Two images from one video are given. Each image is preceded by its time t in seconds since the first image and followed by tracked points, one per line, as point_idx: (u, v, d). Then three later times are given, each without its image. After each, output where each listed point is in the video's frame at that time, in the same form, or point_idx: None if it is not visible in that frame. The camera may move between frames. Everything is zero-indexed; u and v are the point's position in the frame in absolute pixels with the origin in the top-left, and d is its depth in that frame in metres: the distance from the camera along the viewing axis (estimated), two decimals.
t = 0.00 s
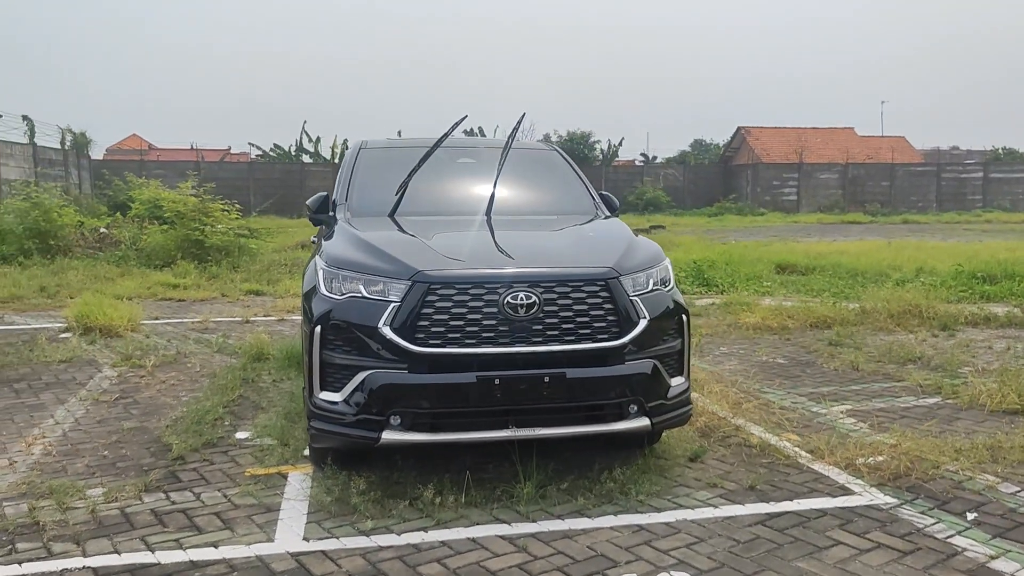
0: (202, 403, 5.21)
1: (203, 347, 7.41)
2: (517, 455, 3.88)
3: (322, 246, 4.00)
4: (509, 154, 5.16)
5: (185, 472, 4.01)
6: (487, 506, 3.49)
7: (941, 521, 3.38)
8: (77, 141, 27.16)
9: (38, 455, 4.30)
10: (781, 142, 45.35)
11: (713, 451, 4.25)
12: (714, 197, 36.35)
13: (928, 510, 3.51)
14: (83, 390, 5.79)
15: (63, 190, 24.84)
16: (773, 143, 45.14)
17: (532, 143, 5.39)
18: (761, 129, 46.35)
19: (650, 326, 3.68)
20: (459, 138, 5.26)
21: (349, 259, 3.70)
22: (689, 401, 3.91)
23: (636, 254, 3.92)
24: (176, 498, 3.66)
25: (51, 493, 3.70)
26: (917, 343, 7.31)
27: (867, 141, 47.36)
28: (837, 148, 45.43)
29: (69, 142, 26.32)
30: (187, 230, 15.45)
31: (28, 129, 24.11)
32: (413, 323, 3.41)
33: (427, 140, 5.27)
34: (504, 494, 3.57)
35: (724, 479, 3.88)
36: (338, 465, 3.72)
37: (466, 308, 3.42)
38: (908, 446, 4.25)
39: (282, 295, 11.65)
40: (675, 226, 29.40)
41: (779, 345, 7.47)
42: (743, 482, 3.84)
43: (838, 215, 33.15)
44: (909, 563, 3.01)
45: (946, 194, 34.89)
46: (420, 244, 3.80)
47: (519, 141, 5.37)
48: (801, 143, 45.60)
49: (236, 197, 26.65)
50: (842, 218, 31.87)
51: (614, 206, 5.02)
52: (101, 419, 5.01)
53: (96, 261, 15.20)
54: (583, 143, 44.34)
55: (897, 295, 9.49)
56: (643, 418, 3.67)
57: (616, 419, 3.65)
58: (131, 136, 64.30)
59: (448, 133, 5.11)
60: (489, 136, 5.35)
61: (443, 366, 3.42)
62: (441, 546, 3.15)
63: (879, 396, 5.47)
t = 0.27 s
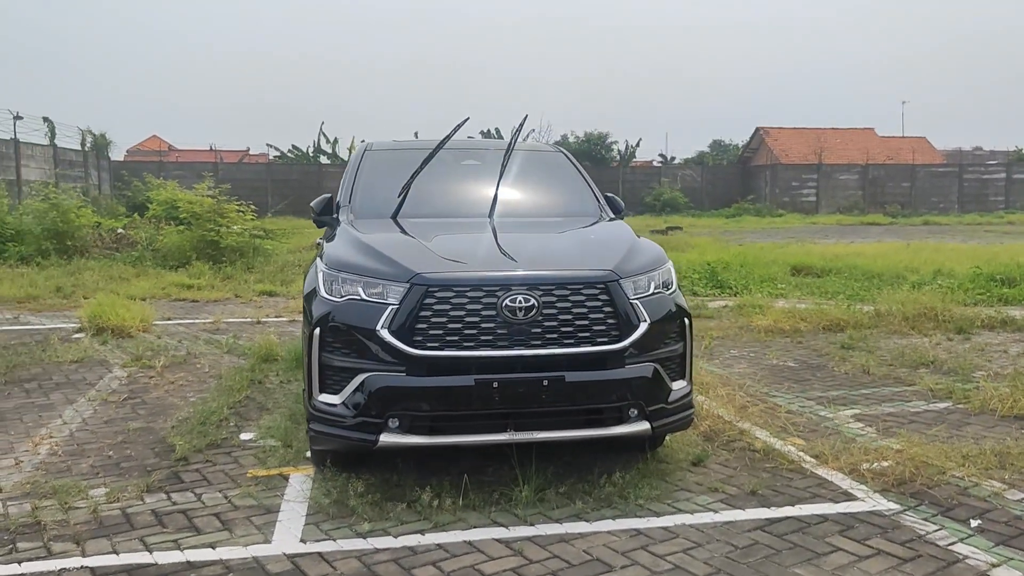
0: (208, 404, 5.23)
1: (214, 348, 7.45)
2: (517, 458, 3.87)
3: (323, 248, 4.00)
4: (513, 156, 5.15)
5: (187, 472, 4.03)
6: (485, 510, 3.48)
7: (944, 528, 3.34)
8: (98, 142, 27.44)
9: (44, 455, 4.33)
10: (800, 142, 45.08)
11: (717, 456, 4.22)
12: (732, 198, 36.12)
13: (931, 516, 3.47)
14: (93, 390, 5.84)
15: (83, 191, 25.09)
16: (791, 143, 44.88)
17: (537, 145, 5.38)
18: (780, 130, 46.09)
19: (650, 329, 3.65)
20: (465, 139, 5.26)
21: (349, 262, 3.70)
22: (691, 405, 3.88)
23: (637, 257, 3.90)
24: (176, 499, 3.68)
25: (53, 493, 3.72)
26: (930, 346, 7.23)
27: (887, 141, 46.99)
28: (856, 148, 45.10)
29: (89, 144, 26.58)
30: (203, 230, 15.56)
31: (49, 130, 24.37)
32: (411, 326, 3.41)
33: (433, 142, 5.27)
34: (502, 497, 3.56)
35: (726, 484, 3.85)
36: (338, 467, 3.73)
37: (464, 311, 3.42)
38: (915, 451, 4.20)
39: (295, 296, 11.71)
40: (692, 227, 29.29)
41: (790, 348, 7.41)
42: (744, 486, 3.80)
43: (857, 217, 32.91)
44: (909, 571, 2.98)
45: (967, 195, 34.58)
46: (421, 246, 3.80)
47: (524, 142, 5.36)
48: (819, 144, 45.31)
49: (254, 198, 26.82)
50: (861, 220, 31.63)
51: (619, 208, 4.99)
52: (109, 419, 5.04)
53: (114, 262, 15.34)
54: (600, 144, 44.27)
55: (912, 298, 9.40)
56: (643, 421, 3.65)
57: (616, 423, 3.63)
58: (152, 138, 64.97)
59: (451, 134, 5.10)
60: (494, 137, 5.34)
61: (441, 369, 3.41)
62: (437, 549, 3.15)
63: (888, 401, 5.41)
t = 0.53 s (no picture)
0: (218, 404, 5.28)
1: (229, 348, 7.52)
2: (518, 460, 3.87)
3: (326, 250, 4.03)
4: (519, 159, 5.16)
5: (193, 472, 4.08)
6: (483, 511, 3.49)
7: (946, 535, 3.31)
8: (124, 144, 27.78)
9: (54, 453, 4.40)
10: (825, 143, 44.69)
11: (720, 459, 4.20)
12: (756, 198, 35.77)
13: (934, 523, 3.43)
14: (107, 390, 5.91)
15: (109, 193, 25.40)
16: (816, 144, 44.50)
17: (543, 147, 5.39)
18: (805, 130, 45.72)
19: (650, 332, 3.64)
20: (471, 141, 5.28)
21: (351, 264, 3.73)
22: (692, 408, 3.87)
23: (639, 259, 3.89)
24: (179, 498, 3.72)
25: (60, 490, 3.78)
26: (946, 350, 7.15)
27: (914, 142, 46.47)
28: (883, 149, 44.62)
29: (116, 145, 26.91)
30: (224, 231, 15.71)
31: (76, 132, 24.71)
32: (410, 327, 3.43)
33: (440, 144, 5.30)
34: (501, 499, 3.57)
35: (727, 488, 3.83)
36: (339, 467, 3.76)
37: (462, 312, 3.43)
38: (921, 456, 4.16)
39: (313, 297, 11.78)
40: (714, 228, 29.13)
41: (803, 351, 7.35)
42: (746, 490, 3.78)
43: (883, 218, 32.57)
44: None
45: (996, 197, 34.11)
46: (422, 249, 3.81)
47: (531, 144, 5.37)
48: (845, 144, 44.90)
49: (276, 199, 27.02)
50: (887, 221, 31.30)
51: (624, 210, 4.98)
52: (120, 419, 5.10)
53: (137, 262, 15.52)
54: (623, 144, 44.14)
55: (931, 301, 9.29)
56: (643, 424, 3.64)
57: (616, 426, 3.63)
58: (178, 140, 65.71)
59: (456, 136, 5.12)
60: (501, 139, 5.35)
61: (439, 371, 3.42)
62: (432, 551, 3.16)
63: (899, 405, 5.36)
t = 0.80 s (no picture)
0: (232, 404, 5.34)
1: (247, 348, 7.59)
2: (525, 462, 3.88)
3: (335, 251, 4.06)
4: (530, 160, 5.16)
5: (204, 471, 4.13)
6: (488, 513, 3.50)
7: (954, 542, 3.27)
8: (152, 145, 28.11)
9: (70, 451, 4.47)
10: (852, 143, 44.24)
11: (729, 463, 4.18)
12: (783, 199, 35.29)
13: (944, 530, 3.39)
14: (125, 389, 6.00)
15: (137, 194, 25.72)
16: (843, 144, 44.06)
17: (555, 149, 5.38)
18: (832, 130, 45.28)
19: (656, 334, 3.63)
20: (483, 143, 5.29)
21: (358, 265, 3.75)
22: (698, 411, 3.85)
23: (645, 261, 3.87)
24: (189, 496, 3.76)
25: (73, 488, 3.84)
26: (967, 354, 7.05)
27: (944, 141, 45.87)
28: (911, 148, 44.08)
29: (144, 146, 27.23)
30: (248, 232, 15.85)
31: (105, 133, 25.05)
32: (414, 330, 3.45)
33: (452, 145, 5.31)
34: (506, 501, 3.58)
35: (734, 492, 3.81)
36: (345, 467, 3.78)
37: (467, 315, 3.44)
38: (934, 461, 4.11)
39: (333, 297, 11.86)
40: (738, 229, 28.93)
41: (821, 353, 7.29)
42: (753, 495, 3.76)
43: (911, 219, 32.18)
44: None
45: None
46: (428, 251, 3.83)
47: (543, 146, 5.36)
48: (873, 144, 44.41)
49: (301, 200, 27.21)
50: (915, 222, 30.92)
51: (635, 211, 4.95)
52: (136, 418, 5.17)
53: (162, 262, 15.71)
54: (648, 144, 43.97)
55: (954, 303, 9.17)
56: (649, 428, 3.63)
57: (621, 429, 3.62)
58: (206, 140, 66.39)
59: (465, 138, 5.13)
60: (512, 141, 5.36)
61: (444, 373, 3.44)
62: (435, 552, 3.17)
63: (915, 409, 5.29)
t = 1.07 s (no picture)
0: (255, 401, 5.40)
1: (272, 346, 7.68)
2: (539, 462, 3.88)
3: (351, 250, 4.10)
4: (548, 160, 5.16)
5: (223, 466, 4.18)
6: (500, 512, 3.50)
7: (972, 547, 3.21)
8: (187, 145, 28.51)
9: (94, 446, 4.56)
10: (888, 142, 43.62)
11: (746, 465, 4.14)
12: (818, 198, 34.66)
13: (962, 535, 3.33)
14: (151, 385, 6.10)
15: (172, 194, 26.11)
16: (879, 143, 43.46)
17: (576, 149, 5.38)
18: (867, 129, 44.68)
19: (670, 335, 3.61)
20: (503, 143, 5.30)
21: (372, 265, 3.78)
22: (713, 412, 3.83)
23: (662, 261, 3.85)
24: (207, 492, 3.82)
25: (95, 483, 3.91)
26: (998, 356, 6.93)
27: (983, 140, 45.05)
28: (950, 147, 43.36)
29: (179, 146, 27.62)
30: (278, 232, 16.03)
31: (141, 134, 25.45)
32: (427, 328, 3.47)
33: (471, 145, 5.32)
34: (519, 500, 3.59)
35: (750, 494, 3.78)
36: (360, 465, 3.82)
37: (479, 314, 3.45)
38: (955, 465, 4.04)
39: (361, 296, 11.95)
40: (771, 229, 28.64)
41: (847, 355, 7.20)
42: (768, 497, 3.73)
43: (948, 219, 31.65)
44: None
45: None
46: (443, 251, 3.85)
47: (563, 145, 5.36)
48: (910, 143, 43.74)
49: (332, 199, 27.43)
50: (953, 221, 30.39)
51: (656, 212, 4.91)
52: (160, 414, 5.26)
53: (194, 261, 15.93)
54: (680, 143, 43.69)
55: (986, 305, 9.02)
56: (662, 428, 3.61)
57: (634, 429, 3.61)
58: (241, 140, 67.20)
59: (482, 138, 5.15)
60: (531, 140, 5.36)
61: (456, 372, 3.45)
62: (445, 550, 3.19)
63: (940, 412, 5.21)
